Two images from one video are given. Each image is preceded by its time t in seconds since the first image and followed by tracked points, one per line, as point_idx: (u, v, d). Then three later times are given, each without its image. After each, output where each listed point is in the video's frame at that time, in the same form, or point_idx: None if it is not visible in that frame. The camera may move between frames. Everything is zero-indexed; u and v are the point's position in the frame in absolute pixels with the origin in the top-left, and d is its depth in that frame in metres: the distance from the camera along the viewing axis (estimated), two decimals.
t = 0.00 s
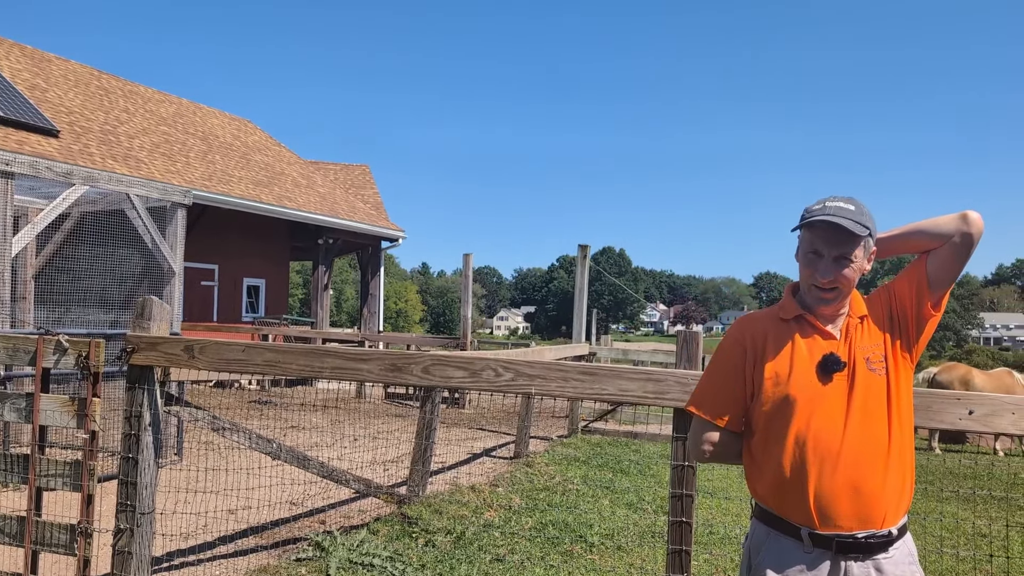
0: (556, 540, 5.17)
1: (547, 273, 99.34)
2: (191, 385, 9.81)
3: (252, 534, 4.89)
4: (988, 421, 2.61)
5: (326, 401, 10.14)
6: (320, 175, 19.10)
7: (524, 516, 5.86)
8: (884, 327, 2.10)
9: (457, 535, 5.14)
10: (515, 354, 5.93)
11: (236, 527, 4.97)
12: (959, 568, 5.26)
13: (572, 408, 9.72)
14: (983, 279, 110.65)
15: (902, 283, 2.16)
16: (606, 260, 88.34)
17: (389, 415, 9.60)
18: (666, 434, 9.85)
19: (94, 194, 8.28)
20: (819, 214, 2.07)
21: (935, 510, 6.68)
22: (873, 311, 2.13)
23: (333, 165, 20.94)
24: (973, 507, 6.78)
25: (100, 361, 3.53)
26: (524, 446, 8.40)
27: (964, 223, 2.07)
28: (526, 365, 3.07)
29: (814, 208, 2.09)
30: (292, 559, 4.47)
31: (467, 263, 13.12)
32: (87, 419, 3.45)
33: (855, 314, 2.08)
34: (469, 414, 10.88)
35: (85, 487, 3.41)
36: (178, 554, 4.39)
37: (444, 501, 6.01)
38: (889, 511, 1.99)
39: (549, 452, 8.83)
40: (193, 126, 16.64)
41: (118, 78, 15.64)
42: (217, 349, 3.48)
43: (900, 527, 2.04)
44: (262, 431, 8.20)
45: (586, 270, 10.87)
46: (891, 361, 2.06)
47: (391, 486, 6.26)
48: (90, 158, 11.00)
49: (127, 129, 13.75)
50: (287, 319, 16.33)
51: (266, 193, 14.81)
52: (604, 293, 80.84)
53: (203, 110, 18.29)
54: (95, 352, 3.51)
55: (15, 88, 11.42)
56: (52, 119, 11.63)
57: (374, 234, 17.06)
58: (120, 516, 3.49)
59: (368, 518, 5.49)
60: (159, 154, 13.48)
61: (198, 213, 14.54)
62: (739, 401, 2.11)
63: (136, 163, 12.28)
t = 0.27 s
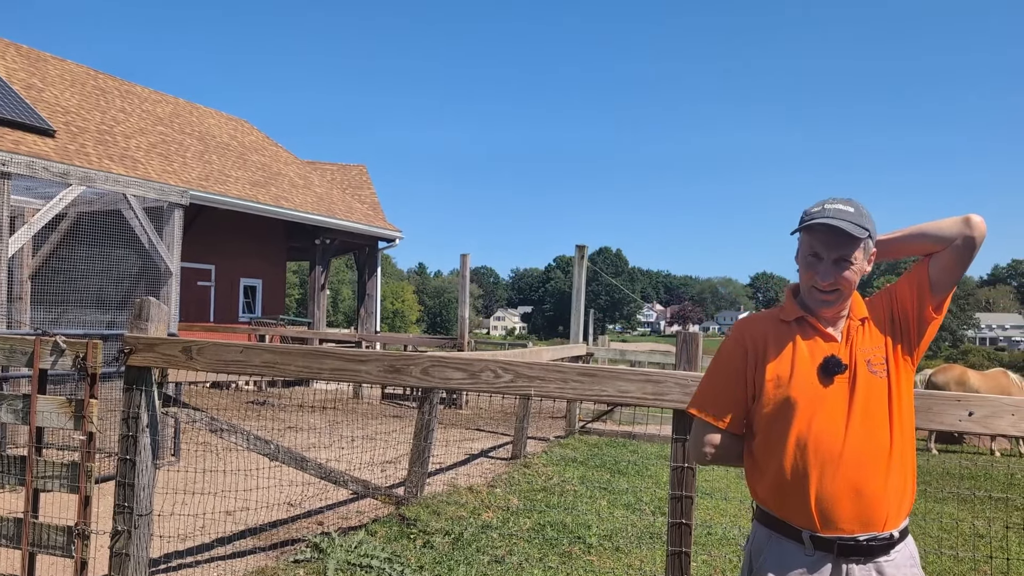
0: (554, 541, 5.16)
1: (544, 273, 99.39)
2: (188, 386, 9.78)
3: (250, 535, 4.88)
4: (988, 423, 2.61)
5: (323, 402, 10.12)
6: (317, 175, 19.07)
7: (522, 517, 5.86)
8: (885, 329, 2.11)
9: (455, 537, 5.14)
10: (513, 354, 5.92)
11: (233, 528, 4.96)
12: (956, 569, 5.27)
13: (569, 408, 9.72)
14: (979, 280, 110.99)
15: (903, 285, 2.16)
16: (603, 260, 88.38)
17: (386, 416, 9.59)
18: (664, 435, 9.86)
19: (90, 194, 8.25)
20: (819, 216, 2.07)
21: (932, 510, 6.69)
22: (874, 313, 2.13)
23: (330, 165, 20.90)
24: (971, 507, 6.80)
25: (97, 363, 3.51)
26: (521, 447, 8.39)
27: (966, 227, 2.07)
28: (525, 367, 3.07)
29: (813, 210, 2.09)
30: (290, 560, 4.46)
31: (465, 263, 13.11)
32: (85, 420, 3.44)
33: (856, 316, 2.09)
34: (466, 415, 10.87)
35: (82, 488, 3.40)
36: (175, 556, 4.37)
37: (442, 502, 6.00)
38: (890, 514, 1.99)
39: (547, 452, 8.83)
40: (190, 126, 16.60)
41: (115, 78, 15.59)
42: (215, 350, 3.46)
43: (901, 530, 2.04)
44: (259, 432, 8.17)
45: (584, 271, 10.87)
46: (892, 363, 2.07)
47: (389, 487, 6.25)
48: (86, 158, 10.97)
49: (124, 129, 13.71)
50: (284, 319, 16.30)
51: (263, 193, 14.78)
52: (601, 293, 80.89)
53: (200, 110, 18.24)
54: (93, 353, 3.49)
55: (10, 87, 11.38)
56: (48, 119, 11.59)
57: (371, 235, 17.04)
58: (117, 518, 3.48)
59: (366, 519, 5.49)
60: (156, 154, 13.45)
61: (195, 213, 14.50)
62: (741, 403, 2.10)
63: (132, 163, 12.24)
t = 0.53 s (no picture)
0: (554, 542, 5.16)
1: (541, 272, 99.39)
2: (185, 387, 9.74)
3: (249, 537, 4.87)
4: (989, 425, 2.62)
5: (320, 402, 10.11)
6: (314, 175, 19.04)
7: (522, 518, 5.86)
8: (891, 330, 2.11)
9: (454, 538, 5.13)
10: (512, 355, 5.91)
11: (232, 530, 4.94)
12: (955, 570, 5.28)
13: (568, 409, 9.72)
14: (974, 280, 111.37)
15: (907, 286, 2.17)
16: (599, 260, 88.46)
17: (385, 416, 9.57)
18: (663, 435, 9.86)
19: (88, 194, 8.22)
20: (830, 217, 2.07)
21: (930, 510, 6.71)
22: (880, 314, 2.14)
23: (327, 165, 20.87)
24: (969, 508, 6.82)
25: (98, 364, 3.50)
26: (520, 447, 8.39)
27: (974, 230, 2.08)
28: (526, 368, 3.07)
29: (824, 211, 2.08)
30: (290, 562, 4.45)
31: (462, 263, 13.11)
32: (85, 421, 3.42)
33: (861, 317, 2.10)
34: (465, 415, 10.86)
35: (83, 490, 3.39)
36: (175, 558, 4.36)
37: (441, 503, 6.00)
38: (898, 516, 2.01)
39: (545, 453, 8.83)
40: (187, 126, 16.55)
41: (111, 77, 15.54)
42: (216, 352, 3.46)
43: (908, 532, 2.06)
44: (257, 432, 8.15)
45: (582, 271, 10.87)
46: (900, 365, 2.08)
47: (388, 488, 6.24)
48: (83, 158, 10.93)
49: (121, 128, 13.67)
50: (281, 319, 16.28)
51: (261, 193, 14.75)
52: (598, 293, 80.96)
53: (197, 110, 18.19)
54: (93, 355, 3.47)
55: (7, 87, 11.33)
56: (45, 119, 11.55)
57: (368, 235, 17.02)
58: (117, 519, 3.47)
59: (365, 520, 5.48)
60: (153, 154, 13.41)
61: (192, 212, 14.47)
62: (751, 405, 2.09)
63: (129, 162, 12.21)
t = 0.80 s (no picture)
0: (547, 543, 5.16)
1: (534, 272, 99.42)
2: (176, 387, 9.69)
3: (241, 538, 4.85)
4: (982, 425, 2.64)
5: (313, 403, 10.08)
6: (307, 175, 18.97)
7: (515, 518, 5.86)
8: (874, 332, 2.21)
9: (447, 538, 5.12)
10: (505, 356, 5.91)
11: (224, 531, 4.92)
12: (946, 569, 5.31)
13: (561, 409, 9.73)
14: (964, 280, 112.18)
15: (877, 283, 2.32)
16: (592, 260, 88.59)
17: (377, 417, 9.55)
18: (655, 435, 9.89)
19: (78, 194, 8.15)
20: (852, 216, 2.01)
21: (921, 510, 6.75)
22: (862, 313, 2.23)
23: (320, 165, 20.80)
24: (960, 507, 6.86)
25: (88, 365, 3.47)
26: (513, 447, 8.38)
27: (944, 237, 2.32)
28: (520, 369, 3.07)
29: (849, 211, 1.99)
30: (282, 563, 4.44)
31: (455, 263, 13.10)
32: (75, 423, 3.40)
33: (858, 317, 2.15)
34: (457, 415, 10.85)
35: (73, 491, 3.36)
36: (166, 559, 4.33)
37: (434, 503, 5.99)
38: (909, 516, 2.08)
39: (539, 453, 8.84)
40: (178, 125, 16.46)
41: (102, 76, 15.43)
42: (208, 352, 3.45)
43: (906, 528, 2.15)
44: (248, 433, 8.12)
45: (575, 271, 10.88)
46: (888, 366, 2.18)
47: (381, 489, 6.22)
48: (74, 157, 10.85)
49: (112, 127, 13.58)
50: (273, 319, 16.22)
51: (253, 193, 14.69)
52: (590, 293, 81.07)
53: (188, 109, 18.09)
54: (83, 355, 3.45)
55: None
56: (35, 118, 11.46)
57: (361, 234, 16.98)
58: (107, 521, 3.45)
59: (357, 521, 5.47)
60: (144, 153, 13.33)
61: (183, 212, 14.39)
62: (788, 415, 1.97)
63: (120, 162, 12.13)
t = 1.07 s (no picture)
0: (535, 543, 5.19)
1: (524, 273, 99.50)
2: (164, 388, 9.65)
3: (229, 539, 4.84)
4: (965, 426, 2.69)
5: (302, 404, 10.06)
6: (296, 175, 18.92)
7: (504, 519, 5.88)
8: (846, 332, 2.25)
9: (436, 539, 5.14)
10: (494, 357, 5.93)
11: (213, 532, 4.91)
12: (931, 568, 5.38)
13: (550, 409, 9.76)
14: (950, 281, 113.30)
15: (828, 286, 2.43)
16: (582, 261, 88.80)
17: (367, 418, 9.55)
18: (644, 435, 9.94)
19: (65, 194, 8.11)
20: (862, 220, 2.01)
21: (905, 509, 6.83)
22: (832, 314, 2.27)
23: (309, 165, 20.74)
24: (945, 507, 6.95)
25: (75, 367, 3.46)
26: (502, 448, 8.40)
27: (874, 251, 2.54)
28: (509, 371, 3.10)
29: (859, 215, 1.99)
30: (270, 565, 4.44)
31: (445, 264, 13.11)
32: (62, 425, 3.39)
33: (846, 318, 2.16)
34: (447, 416, 10.86)
35: (60, 494, 3.35)
36: (153, 561, 4.33)
37: (423, 504, 6.01)
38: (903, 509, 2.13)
39: (528, 454, 8.87)
40: (166, 125, 16.36)
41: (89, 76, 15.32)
42: (196, 354, 3.45)
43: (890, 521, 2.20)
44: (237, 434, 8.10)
45: (564, 272, 10.91)
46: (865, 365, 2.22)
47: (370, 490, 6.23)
48: (61, 158, 10.77)
49: (99, 128, 13.48)
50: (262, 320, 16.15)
51: (241, 193, 14.63)
52: (580, 294, 81.24)
53: (177, 109, 17.99)
54: (70, 357, 3.44)
55: None
56: (21, 118, 11.37)
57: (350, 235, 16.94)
58: (95, 524, 3.44)
59: (346, 523, 5.47)
60: (132, 153, 13.24)
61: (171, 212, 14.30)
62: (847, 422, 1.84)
63: (108, 162, 12.04)
